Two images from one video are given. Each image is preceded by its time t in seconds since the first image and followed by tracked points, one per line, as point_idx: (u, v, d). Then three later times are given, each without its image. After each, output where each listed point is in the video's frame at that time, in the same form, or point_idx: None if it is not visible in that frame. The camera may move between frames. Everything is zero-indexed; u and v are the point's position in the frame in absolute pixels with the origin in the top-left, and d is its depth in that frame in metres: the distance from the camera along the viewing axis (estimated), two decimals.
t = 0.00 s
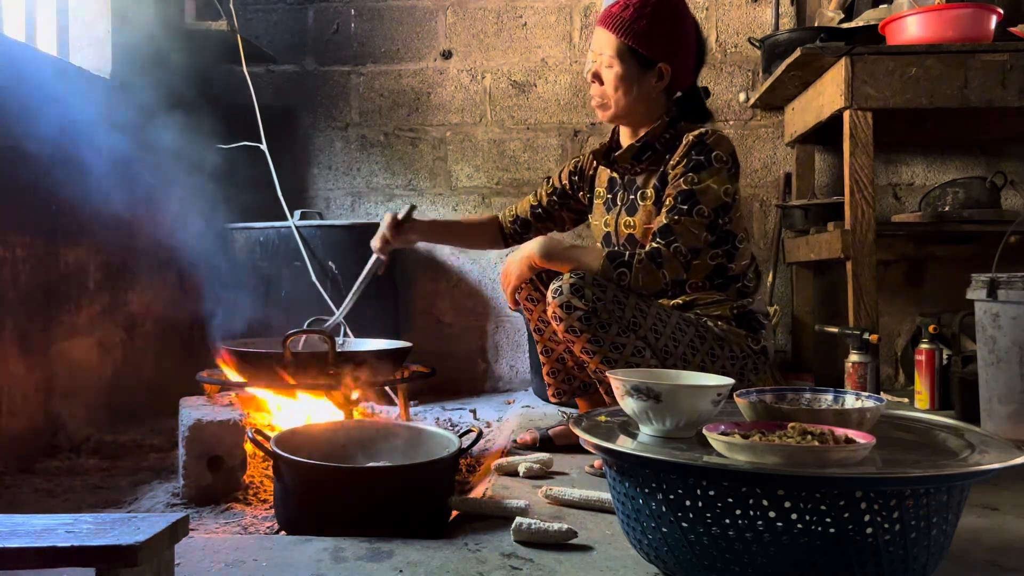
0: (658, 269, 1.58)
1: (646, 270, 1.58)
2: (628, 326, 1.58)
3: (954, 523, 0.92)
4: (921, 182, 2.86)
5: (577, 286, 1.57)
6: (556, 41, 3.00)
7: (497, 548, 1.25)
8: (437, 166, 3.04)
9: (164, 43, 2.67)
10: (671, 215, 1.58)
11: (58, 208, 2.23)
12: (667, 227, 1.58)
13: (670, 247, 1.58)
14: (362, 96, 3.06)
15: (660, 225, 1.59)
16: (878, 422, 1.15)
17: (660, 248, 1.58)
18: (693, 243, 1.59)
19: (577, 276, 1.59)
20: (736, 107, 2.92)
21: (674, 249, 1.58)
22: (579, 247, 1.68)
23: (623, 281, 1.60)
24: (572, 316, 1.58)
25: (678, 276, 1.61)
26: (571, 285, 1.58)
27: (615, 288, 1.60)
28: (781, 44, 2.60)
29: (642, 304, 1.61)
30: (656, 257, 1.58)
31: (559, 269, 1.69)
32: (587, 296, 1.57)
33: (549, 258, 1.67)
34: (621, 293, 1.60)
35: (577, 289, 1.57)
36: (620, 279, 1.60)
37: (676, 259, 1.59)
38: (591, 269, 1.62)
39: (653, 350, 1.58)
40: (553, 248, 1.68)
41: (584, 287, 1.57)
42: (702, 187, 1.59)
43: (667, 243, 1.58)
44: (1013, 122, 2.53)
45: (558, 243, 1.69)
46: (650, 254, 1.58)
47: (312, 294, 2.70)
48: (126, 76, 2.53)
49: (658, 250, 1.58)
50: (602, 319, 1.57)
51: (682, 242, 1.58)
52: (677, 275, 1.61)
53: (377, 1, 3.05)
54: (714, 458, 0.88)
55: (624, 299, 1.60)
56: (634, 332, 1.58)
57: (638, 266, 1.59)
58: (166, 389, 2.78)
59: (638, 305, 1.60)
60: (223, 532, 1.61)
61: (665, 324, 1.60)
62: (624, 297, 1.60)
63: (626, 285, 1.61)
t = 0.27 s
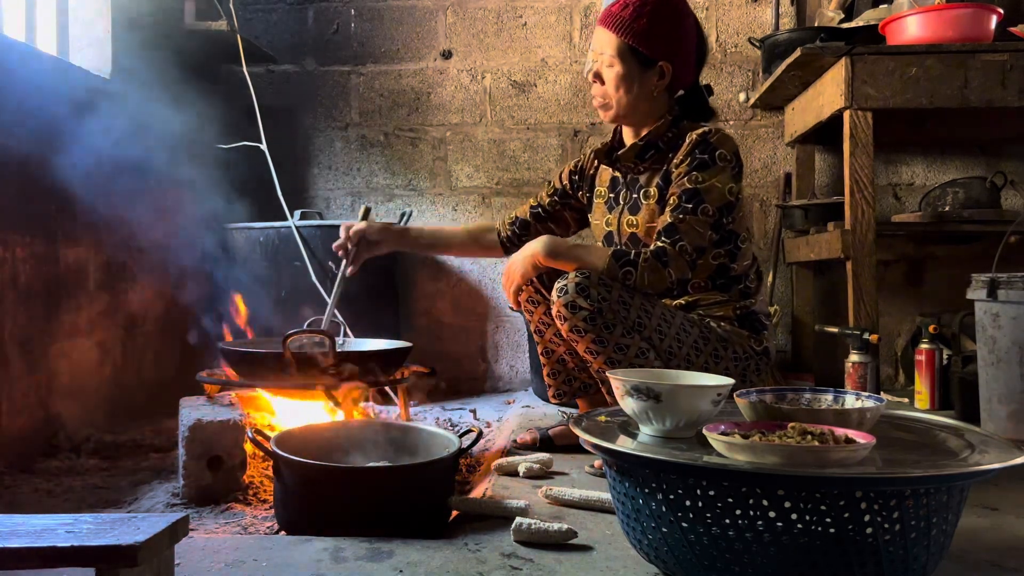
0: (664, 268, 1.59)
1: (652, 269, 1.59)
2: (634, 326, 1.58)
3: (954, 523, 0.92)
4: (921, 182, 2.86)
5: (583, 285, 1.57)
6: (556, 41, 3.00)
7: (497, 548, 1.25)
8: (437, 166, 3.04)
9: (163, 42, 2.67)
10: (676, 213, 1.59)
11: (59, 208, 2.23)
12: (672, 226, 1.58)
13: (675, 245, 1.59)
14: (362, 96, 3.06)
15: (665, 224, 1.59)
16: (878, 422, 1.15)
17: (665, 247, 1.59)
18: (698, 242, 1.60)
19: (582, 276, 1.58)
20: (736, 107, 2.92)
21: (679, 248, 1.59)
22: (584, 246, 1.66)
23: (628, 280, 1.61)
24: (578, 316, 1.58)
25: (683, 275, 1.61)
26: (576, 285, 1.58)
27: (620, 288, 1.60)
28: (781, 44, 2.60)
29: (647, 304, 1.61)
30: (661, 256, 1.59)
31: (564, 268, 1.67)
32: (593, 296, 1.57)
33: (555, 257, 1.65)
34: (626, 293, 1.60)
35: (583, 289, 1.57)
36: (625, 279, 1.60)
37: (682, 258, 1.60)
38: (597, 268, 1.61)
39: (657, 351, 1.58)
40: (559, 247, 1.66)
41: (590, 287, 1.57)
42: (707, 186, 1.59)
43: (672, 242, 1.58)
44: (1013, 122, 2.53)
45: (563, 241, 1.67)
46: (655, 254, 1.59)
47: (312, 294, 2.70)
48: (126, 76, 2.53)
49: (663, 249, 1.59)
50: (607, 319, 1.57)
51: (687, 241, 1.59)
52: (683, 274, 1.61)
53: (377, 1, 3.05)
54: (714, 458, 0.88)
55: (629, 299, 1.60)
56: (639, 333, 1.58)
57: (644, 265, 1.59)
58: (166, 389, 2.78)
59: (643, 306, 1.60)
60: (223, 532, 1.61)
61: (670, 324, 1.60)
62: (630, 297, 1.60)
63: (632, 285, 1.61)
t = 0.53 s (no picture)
0: (656, 271, 1.60)
1: (644, 271, 1.59)
2: (627, 326, 1.58)
3: (954, 523, 0.92)
4: (921, 182, 2.86)
5: (575, 287, 1.58)
6: (557, 41, 3.00)
7: (497, 548, 1.25)
8: (437, 166, 3.04)
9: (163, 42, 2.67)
10: (669, 216, 1.59)
11: (59, 208, 2.23)
12: (665, 228, 1.59)
13: (667, 248, 1.59)
14: (363, 96, 3.06)
15: (659, 226, 1.60)
16: (878, 422, 1.15)
17: (657, 249, 1.59)
18: (691, 244, 1.60)
19: (574, 277, 1.59)
20: (736, 107, 2.92)
21: (672, 250, 1.59)
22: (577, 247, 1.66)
23: (620, 282, 1.60)
24: (571, 317, 1.58)
25: (676, 276, 1.62)
26: (568, 286, 1.58)
27: (612, 289, 1.60)
28: (781, 44, 2.60)
29: (640, 304, 1.61)
30: (654, 259, 1.59)
31: (558, 270, 1.68)
32: (585, 297, 1.57)
33: (548, 259, 1.66)
34: (619, 294, 1.60)
35: (575, 290, 1.57)
36: (618, 280, 1.60)
37: (674, 260, 1.60)
38: (590, 269, 1.61)
39: (651, 350, 1.59)
40: (552, 249, 1.67)
41: (582, 288, 1.57)
42: (699, 187, 1.60)
43: (664, 244, 1.59)
44: (1013, 122, 2.53)
45: (557, 243, 1.68)
46: (648, 256, 1.60)
47: (312, 294, 2.70)
48: (126, 76, 2.53)
49: (655, 251, 1.59)
50: (600, 320, 1.57)
51: (679, 243, 1.59)
52: (676, 277, 1.62)
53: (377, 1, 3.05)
54: (714, 459, 0.88)
55: (622, 299, 1.60)
56: (632, 333, 1.58)
57: (635, 267, 1.59)
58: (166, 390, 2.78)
59: (636, 306, 1.60)
60: (223, 532, 1.61)
61: (663, 324, 1.60)
62: (623, 297, 1.60)
63: (624, 286, 1.60)
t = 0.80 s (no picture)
0: (661, 269, 1.58)
1: (648, 269, 1.58)
2: (630, 326, 1.58)
3: (954, 523, 0.92)
4: (921, 182, 2.86)
5: (579, 286, 1.57)
6: (556, 41, 3.00)
7: (497, 548, 1.25)
8: (437, 166, 3.04)
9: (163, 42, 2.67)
10: (675, 215, 1.58)
11: (59, 208, 2.23)
12: (670, 227, 1.58)
13: (672, 246, 1.58)
14: (363, 96, 3.06)
15: (664, 224, 1.58)
16: (878, 422, 1.15)
17: (662, 248, 1.58)
18: (696, 244, 1.59)
19: (578, 276, 1.59)
20: (736, 107, 2.92)
21: (676, 249, 1.58)
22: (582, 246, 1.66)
23: (624, 281, 1.59)
24: (575, 316, 1.58)
25: (681, 275, 1.60)
26: (572, 286, 1.58)
27: (617, 289, 1.60)
28: (781, 44, 2.60)
29: (644, 304, 1.61)
30: (659, 257, 1.58)
31: (561, 269, 1.67)
32: (589, 297, 1.57)
33: (552, 258, 1.65)
34: (624, 294, 1.60)
35: (579, 290, 1.57)
36: (622, 279, 1.59)
37: (679, 259, 1.59)
38: (594, 269, 1.61)
39: (654, 350, 1.58)
40: (556, 248, 1.66)
41: (586, 287, 1.57)
42: (705, 187, 1.59)
43: (670, 243, 1.58)
44: (1012, 122, 2.53)
45: (560, 242, 1.67)
46: (652, 254, 1.58)
47: (312, 294, 2.71)
48: (126, 76, 2.53)
49: (660, 250, 1.58)
50: (604, 320, 1.58)
51: (684, 242, 1.58)
52: (680, 276, 1.60)
53: (377, 1, 3.05)
54: (714, 458, 0.88)
55: (626, 299, 1.60)
56: (636, 333, 1.58)
57: (640, 266, 1.58)
58: (166, 390, 2.78)
59: (640, 306, 1.60)
60: (223, 532, 1.61)
61: (667, 324, 1.60)
62: (626, 297, 1.60)
63: (628, 286, 1.60)
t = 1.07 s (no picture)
0: (660, 269, 1.58)
1: (647, 269, 1.58)
2: (630, 327, 1.58)
3: (954, 523, 0.92)
4: (921, 182, 2.86)
5: (579, 286, 1.57)
6: (556, 41, 3.00)
7: (497, 548, 1.25)
8: (437, 166, 3.04)
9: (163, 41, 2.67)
10: (674, 214, 1.58)
11: (59, 208, 2.23)
12: (669, 226, 1.58)
13: (671, 246, 1.58)
14: (362, 96, 3.06)
15: (663, 224, 1.59)
16: (878, 422, 1.15)
17: (661, 247, 1.58)
18: (695, 244, 1.60)
19: (578, 277, 1.59)
20: (736, 107, 2.92)
21: (675, 249, 1.58)
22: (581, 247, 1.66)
23: (624, 281, 1.60)
24: (574, 317, 1.58)
25: (681, 275, 1.60)
26: (572, 286, 1.58)
27: (616, 289, 1.60)
28: (781, 44, 2.60)
29: (644, 305, 1.61)
30: (658, 257, 1.58)
31: (561, 270, 1.67)
32: (589, 297, 1.57)
33: (550, 258, 1.65)
34: (623, 295, 1.60)
35: (579, 290, 1.57)
36: (622, 279, 1.60)
37: (678, 259, 1.59)
38: (593, 269, 1.62)
39: (654, 351, 1.58)
40: (555, 248, 1.65)
41: (586, 288, 1.57)
42: (704, 187, 1.59)
43: (669, 242, 1.58)
44: (1012, 122, 2.53)
45: (559, 243, 1.67)
46: (651, 254, 1.58)
47: (312, 294, 2.71)
48: (126, 76, 2.53)
49: (659, 249, 1.58)
50: (603, 320, 1.58)
51: (683, 242, 1.58)
52: (680, 276, 1.60)
53: (377, 1, 3.05)
54: (713, 459, 0.88)
55: (626, 299, 1.60)
56: (636, 333, 1.58)
57: (639, 266, 1.58)
58: (165, 389, 2.78)
59: (640, 306, 1.60)
60: (223, 532, 1.61)
61: (667, 325, 1.60)
62: (626, 298, 1.60)
63: (628, 286, 1.60)
